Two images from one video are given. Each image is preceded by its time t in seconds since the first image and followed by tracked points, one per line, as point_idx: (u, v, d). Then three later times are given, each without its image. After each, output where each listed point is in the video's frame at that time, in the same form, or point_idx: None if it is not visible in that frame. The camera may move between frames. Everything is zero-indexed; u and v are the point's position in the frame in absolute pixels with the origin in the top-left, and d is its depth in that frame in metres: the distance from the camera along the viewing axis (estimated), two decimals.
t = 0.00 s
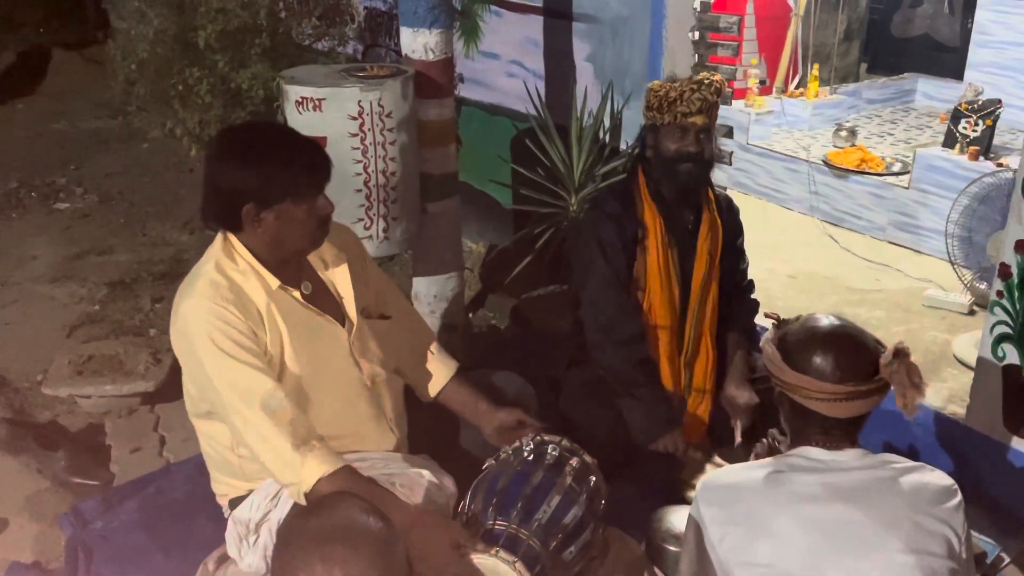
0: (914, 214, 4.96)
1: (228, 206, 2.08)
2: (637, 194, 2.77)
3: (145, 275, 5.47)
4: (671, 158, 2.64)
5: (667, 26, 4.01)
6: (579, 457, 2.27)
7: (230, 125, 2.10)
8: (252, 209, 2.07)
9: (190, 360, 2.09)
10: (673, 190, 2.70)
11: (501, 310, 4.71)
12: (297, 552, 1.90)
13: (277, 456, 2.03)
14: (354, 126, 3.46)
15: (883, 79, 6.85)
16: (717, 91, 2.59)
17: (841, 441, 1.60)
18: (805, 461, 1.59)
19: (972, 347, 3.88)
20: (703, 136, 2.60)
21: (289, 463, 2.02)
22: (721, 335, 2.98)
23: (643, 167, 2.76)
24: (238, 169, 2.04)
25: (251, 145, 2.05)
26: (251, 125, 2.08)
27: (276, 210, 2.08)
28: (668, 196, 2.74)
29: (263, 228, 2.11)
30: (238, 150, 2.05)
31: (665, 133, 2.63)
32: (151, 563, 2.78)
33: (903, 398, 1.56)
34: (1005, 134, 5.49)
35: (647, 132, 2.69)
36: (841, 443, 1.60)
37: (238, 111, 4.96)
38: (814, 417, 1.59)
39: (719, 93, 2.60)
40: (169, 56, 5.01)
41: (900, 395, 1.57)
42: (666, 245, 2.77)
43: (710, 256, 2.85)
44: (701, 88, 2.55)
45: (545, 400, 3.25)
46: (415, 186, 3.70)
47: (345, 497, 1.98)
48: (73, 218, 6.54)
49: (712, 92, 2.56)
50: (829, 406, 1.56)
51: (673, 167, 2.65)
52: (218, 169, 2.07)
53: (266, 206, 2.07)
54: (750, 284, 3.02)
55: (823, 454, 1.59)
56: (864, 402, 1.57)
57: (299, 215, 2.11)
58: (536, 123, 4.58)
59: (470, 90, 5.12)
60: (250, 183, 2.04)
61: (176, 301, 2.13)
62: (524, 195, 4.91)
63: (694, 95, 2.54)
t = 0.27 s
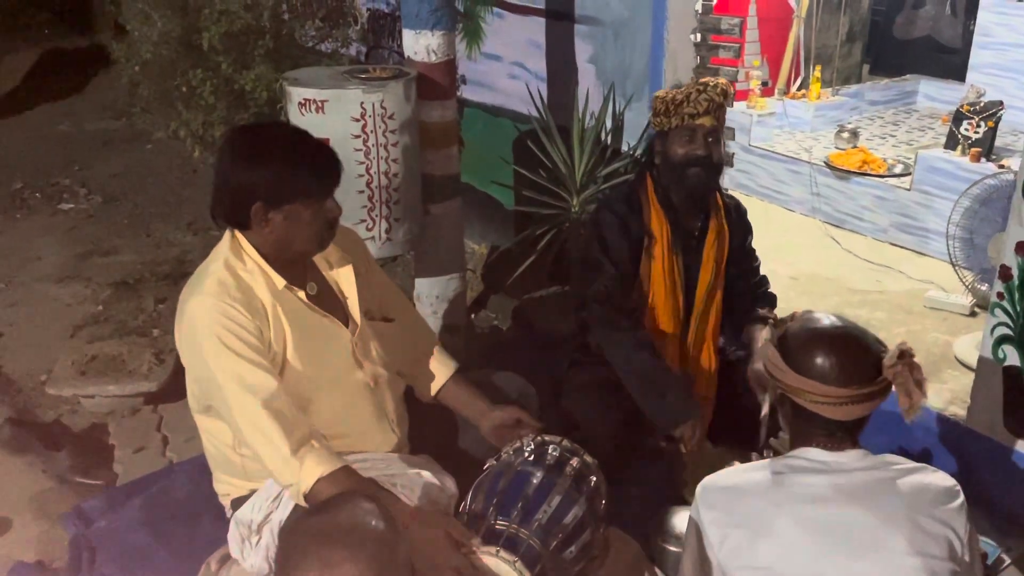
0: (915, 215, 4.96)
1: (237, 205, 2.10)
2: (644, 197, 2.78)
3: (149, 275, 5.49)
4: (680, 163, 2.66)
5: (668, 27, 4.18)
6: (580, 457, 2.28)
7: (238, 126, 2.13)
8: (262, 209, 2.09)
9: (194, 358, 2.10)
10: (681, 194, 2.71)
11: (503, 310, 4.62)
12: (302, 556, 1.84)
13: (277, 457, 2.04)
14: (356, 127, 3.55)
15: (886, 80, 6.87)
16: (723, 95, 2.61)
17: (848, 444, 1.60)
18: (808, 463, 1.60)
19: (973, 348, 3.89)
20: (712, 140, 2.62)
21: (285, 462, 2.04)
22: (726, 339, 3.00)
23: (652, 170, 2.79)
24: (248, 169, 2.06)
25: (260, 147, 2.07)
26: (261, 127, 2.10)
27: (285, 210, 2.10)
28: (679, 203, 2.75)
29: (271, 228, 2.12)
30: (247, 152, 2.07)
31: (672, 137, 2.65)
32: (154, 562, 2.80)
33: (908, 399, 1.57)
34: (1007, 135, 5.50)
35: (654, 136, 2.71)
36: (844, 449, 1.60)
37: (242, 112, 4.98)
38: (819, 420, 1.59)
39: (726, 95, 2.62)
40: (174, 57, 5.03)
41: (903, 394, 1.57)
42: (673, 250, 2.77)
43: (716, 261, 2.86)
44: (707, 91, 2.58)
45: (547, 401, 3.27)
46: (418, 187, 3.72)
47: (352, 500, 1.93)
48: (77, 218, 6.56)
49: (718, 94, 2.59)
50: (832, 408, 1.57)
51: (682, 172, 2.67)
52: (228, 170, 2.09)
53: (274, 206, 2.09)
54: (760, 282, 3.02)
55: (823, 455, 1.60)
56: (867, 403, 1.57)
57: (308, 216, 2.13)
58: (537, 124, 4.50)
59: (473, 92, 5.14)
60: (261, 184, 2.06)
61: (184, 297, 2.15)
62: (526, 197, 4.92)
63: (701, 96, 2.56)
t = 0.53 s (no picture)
0: (916, 218, 4.96)
1: (248, 208, 2.14)
2: (648, 206, 2.75)
3: (150, 277, 5.49)
4: (692, 178, 2.62)
5: (670, 34, 4.13)
6: (580, 460, 2.29)
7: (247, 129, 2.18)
8: (272, 210, 2.14)
9: (206, 358, 2.12)
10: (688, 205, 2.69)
11: (505, 313, 4.64)
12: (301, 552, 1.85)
13: (290, 453, 2.05)
14: (357, 130, 3.49)
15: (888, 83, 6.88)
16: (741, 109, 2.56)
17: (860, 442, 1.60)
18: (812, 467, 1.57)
19: (974, 352, 3.89)
20: (726, 156, 2.58)
21: (299, 464, 2.05)
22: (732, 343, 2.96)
23: (663, 180, 2.73)
24: (259, 171, 2.11)
25: (270, 151, 2.13)
26: (271, 131, 2.16)
27: (295, 211, 2.15)
28: (685, 217, 2.71)
29: (280, 228, 2.17)
30: (258, 154, 2.12)
31: (686, 151, 2.60)
32: (155, 564, 2.80)
33: (925, 401, 1.61)
34: (1009, 138, 5.50)
35: (666, 146, 2.68)
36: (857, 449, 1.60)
37: (244, 115, 4.97)
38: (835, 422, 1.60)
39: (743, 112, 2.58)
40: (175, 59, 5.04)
41: (922, 395, 1.60)
42: (677, 256, 2.75)
43: (724, 268, 2.81)
44: (727, 107, 2.53)
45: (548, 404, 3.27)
46: (420, 190, 3.73)
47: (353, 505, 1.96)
48: (79, 220, 6.57)
49: (736, 111, 2.54)
50: (843, 409, 1.58)
51: (695, 188, 2.62)
52: (238, 172, 2.13)
53: (284, 207, 2.14)
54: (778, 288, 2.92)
55: (832, 462, 1.57)
56: (883, 404, 1.59)
57: (317, 217, 2.18)
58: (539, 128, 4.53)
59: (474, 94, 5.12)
60: (272, 186, 2.11)
61: (194, 296, 2.18)
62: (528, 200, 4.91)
63: (718, 113, 2.52)
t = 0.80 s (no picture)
0: (924, 217, 4.93)
1: (261, 200, 2.17)
2: (653, 204, 2.75)
3: (157, 275, 5.51)
4: (688, 172, 2.61)
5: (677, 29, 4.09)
6: (590, 460, 2.30)
7: (266, 124, 2.22)
8: (285, 203, 2.16)
9: (217, 347, 2.13)
10: (688, 202, 2.68)
11: (511, 310, 4.70)
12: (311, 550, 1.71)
13: (298, 443, 2.07)
14: (364, 129, 3.49)
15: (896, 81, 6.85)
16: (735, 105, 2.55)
17: (905, 472, 1.41)
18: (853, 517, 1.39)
19: (982, 351, 3.87)
20: (720, 151, 2.56)
21: (311, 453, 2.06)
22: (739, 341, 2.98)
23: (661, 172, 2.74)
24: (273, 164, 2.14)
25: (286, 144, 2.16)
26: (287, 127, 2.19)
27: (308, 206, 2.17)
28: (684, 207, 2.70)
29: (294, 222, 2.19)
30: (273, 147, 2.16)
31: (680, 146, 2.59)
32: (162, 561, 2.81)
33: (989, 431, 1.45)
34: (1018, 137, 5.47)
35: (660, 143, 2.68)
36: (903, 496, 1.39)
37: (251, 113, 4.97)
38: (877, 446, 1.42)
39: (736, 107, 2.57)
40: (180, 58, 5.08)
41: (984, 425, 1.44)
42: (683, 251, 2.76)
43: (727, 266, 2.83)
44: (719, 102, 2.52)
45: (554, 403, 3.27)
46: (426, 188, 3.73)
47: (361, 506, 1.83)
48: (86, 218, 6.59)
49: (730, 106, 2.54)
50: (886, 432, 1.40)
51: (691, 179, 2.62)
52: (253, 164, 2.16)
53: (297, 200, 2.16)
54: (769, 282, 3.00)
55: (872, 519, 1.37)
56: (937, 433, 1.41)
57: (329, 212, 2.19)
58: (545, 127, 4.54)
59: (481, 93, 5.14)
60: (285, 177, 2.14)
61: (207, 286, 2.20)
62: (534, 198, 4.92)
63: (712, 109, 2.50)
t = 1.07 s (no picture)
0: (931, 217, 4.94)
1: (275, 193, 2.19)
2: (647, 201, 2.78)
3: (164, 273, 5.53)
4: (682, 166, 2.61)
5: (681, 30, 4.16)
6: (599, 459, 2.31)
7: (281, 117, 2.25)
8: (301, 195, 2.18)
9: (227, 337, 2.15)
10: (687, 198, 2.68)
11: (517, 310, 4.66)
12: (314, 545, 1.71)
13: (301, 434, 2.08)
14: (370, 128, 3.52)
15: (903, 79, 6.85)
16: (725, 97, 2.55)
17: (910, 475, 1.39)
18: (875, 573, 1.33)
19: (988, 350, 3.86)
20: (713, 142, 2.56)
21: (315, 445, 2.07)
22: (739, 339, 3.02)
23: (655, 171, 2.75)
24: (285, 157, 2.16)
25: (298, 138, 2.18)
26: (303, 120, 2.21)
27: (321, 199, 2.19)
28: (679, 201, 2.70)
29: (309, 216, 2.22)
30: (286, 141, 2.18)
31: (674, 140, 2.59)
32: (169, 558, 2.83)
33: None
34: None
35: (654, 139, 2.68)
36: (925, 547, 1.31)
37: (257, 111, 4.97)
38: (906, 486, 1.27)
39: (726, 95, 2.55)
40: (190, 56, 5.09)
41: None
42: (679, 253, 2.77)
43: (724, 265, 2.84)
44: (708, 93, 2.52)
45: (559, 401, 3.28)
46: (432, 186, 3.75)
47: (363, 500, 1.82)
48: (94, 215, 6.62)
49: (719, 95, 2.52)
50: (914, 470, 1.22)
51: (685, 174, 2.62)
52: (266, 158, 2.19)
53: (311, 192, 2.18)
54: (764, 284, 3.03)
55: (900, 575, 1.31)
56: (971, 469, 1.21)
57: (341, 206, 2.22)
58: (550, 124, 4.56)
59: (486, 91, 5.13)
60: (297, 169, 2.16)
61: (220, 276, 2.23)
62: (540, 196, 4.92)
63: (702, 100, 2.50)
